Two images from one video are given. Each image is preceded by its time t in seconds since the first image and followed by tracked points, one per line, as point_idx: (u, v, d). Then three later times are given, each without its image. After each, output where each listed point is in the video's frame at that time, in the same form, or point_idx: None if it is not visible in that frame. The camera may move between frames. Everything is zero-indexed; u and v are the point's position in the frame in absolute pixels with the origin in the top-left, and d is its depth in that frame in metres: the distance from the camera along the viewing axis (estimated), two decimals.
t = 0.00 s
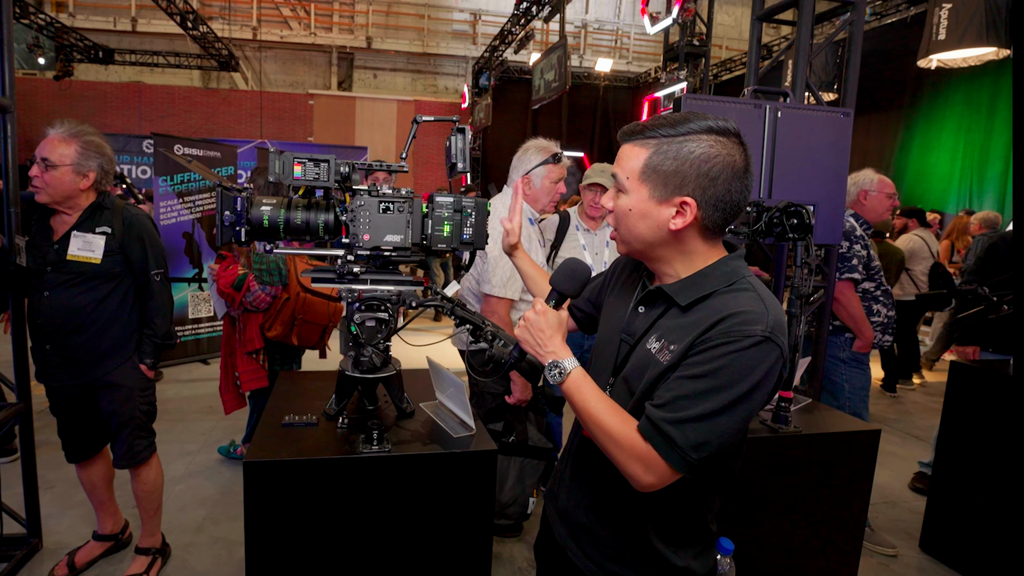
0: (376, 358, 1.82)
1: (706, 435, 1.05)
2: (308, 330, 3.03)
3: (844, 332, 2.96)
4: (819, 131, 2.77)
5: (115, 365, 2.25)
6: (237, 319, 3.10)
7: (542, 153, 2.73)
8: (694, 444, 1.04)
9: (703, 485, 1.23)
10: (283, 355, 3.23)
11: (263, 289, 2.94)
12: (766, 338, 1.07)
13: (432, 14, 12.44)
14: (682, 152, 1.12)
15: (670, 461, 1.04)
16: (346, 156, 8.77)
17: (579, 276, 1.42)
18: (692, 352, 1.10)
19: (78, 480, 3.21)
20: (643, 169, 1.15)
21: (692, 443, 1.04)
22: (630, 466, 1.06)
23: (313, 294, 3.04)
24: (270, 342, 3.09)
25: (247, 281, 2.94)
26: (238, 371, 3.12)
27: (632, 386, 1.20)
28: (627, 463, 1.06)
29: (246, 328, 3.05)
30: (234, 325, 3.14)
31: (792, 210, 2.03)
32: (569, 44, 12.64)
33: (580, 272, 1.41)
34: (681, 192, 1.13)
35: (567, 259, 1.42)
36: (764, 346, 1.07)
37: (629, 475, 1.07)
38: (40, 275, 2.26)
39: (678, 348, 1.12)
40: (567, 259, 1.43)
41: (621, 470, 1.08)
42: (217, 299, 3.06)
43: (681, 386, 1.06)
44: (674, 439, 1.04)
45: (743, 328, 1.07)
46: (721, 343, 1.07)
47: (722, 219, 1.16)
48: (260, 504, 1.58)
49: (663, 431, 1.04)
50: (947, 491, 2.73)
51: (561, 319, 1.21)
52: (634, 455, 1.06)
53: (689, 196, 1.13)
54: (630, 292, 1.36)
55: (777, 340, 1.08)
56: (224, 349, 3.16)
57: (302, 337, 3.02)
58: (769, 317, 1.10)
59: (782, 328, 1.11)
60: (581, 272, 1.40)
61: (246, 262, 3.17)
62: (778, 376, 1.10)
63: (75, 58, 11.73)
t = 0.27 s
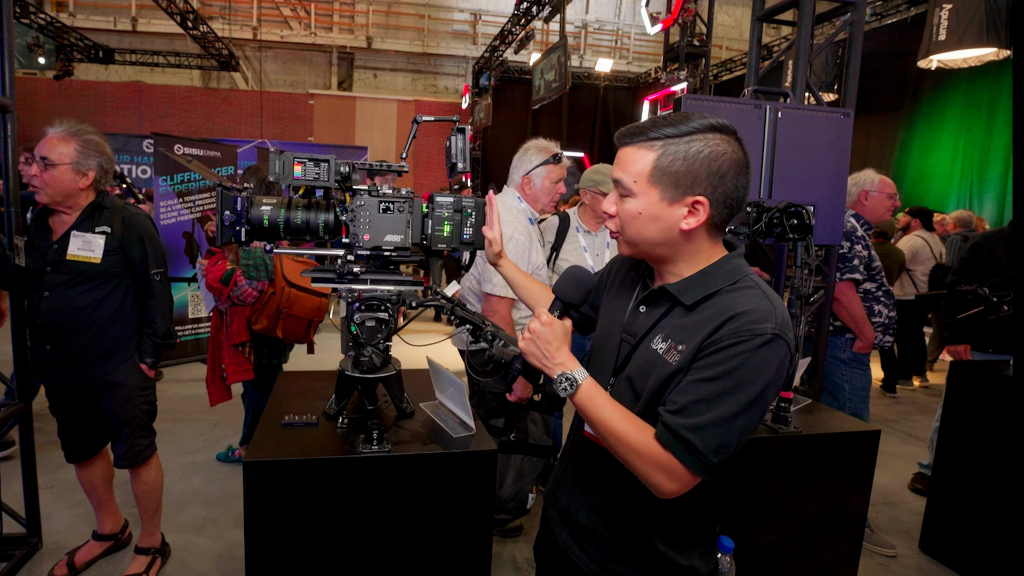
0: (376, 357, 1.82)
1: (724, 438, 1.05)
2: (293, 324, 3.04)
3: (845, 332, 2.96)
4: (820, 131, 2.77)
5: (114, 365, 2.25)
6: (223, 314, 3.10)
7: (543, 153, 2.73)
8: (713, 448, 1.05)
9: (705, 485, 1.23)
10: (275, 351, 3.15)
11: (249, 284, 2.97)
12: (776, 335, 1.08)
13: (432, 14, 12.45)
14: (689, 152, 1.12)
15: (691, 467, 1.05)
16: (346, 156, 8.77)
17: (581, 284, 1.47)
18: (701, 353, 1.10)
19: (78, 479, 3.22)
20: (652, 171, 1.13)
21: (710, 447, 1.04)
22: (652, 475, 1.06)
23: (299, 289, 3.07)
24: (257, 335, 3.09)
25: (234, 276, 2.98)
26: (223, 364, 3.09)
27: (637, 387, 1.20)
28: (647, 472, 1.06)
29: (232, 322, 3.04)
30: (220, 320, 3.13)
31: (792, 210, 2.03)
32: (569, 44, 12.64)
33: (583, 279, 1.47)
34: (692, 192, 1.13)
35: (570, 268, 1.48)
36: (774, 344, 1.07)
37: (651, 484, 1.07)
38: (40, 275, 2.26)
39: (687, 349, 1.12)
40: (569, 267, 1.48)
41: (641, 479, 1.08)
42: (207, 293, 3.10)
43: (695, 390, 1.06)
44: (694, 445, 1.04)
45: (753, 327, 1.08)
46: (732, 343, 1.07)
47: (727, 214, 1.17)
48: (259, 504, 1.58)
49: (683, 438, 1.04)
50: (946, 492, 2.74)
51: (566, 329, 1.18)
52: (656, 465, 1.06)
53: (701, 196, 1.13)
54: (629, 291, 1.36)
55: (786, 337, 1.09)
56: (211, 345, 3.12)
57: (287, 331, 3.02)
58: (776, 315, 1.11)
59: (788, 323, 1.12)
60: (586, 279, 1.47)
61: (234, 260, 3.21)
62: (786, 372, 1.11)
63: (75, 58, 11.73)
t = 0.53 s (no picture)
0: (376, 357, 1.82)
1: (738, 432, 1.06)
2: (281, 317, 3.11)
3: (845, 332, 2.96)
4: (819, 131, 2.77)
5: (114, 365, 2.25)
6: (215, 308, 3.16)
7: (543, 154, 2.74)
8: (731, 444, 1.06)
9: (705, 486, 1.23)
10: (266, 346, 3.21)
11: (240, 278, 3.02)
12: (775, 324, 1.08)
13: (432, 14, 12.45)
14: (706, 148, 1.13)
15: (711, 465, 1.06)
16: (346, 156, 8.77)
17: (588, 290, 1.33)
18: (704, 350, 1.10)
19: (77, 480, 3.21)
20: (686, 169, 1.11)
21: (727, 441, 1.05)
22: (675, 478, 1.06)
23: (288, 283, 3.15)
24: (246, 328, 3.11)
25: (225, 271, 3.04)
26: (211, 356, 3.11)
27: (639, 388, 1.19)
28: (669, 476, 1.06)
29: (221, 316, 3.08)
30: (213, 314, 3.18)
31: (792, 210, 2.03)
32: (569, 45, 12.64)
33: (588, 285, 1.33)
34: (717, 186, 1.16)
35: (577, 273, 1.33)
36: (775, 333, 1.08)
37: (674, 487, 1.07)
38: (39, 275, 2.26)
39: (689, 346, 1.12)
40: (571, 273, 1.33)
41: (663, 483, 1.08)
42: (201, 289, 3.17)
43: (705, 388, 1.06)
44: (712, 443, 1.04)
45: (752, 319, 1.08)
46: (735, 337, 1.07)
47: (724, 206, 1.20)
48: (259, 504, 1.58)
49: (700, 438, 1.04)
50: (946, 492, 2.74)
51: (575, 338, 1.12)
52: (678, 468, 1.06)
53: (723, 190, 1.17)
54: (622, 292, 1.35)
55: (783, 324, 1.10)
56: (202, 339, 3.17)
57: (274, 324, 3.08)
58: (771, 304, 1.11)
59: (783, 310, 1.13)
60: (590, 284, 1.33)
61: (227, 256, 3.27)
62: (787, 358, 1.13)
63: (75, 58, 11.73)
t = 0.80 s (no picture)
0: (376, 357, 1.83)
1: (741, 430, 1.07)
2: (272, 312, 3.11)
3: (845, 332, 2.96)
4: (819, 131, 2.77)
5: (113, 365, 2.25)
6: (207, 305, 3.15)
7: (542, 154, 2.73)
8: (734, 441, 1.06)
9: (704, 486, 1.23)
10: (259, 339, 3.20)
11: (233, 274, 3.02)
12: (778, 324, 1.09)
13: (432, 14, 12.45)
14: (696, 145, 1.13)
15: (713, 463, 1.06)
16: (346, 156, 8.77)
17: (586, 284, 1.28)
18: (707, 349, 1.10)
19: (77, 479, 3.22)
20: (670, 163, 1.11)
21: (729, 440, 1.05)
22: (678, 477, 1.06)
23: (282, 279, 3.15)
24: (238, 322, 3.10)
25: (218, 267, 3.04)
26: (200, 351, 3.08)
27: (640, 387, 1.19)
28: (672, 474, 1.06)
29: (213, 311, 3.07)
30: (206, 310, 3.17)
31: (792, 211, 2.03)
32: (569, 45, 12.64)
33: (583, 279, 1.27)
34: (708, 183, 1.14)
35: (575, 268, 1.28)
36: (778, 332, 1.09)
37: (675, 485, 1.07)
38: (38, 275, 2.26)
39: (692, 346, 1.12)
40: (570, 267, 1.28)
41: (666, 482, 1.07)
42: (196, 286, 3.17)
43: (708, 386, 1.06)
44: (716, 441, 1.04)
45: (756, 318, 1.08)
46: (739, 336, 1.07)
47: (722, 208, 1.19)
48: (259, 504, 1.58)
49: (703, 436, 1.04)
50: (946, 492, 2.74)
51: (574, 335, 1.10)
52: (680, 466, 1.05)
53: (715, 188, 1.15)
54: (620, 292, 1.35)
55: (785, 324, 1.11)
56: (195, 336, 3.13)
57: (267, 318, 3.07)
58: (774, 303, 1.12)
59: (784, 309, 1.14)
60: (586, 278, 1.27)
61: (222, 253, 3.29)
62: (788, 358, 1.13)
63: (75, 58, 11.74)
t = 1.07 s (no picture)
0: (376, 357, 1.83)
1: (718, 437, 1.06)
2: (263, 310, 3.12)
3: (846, 333, 2.96)
4: (820, 132, 2.77)
5: (114, 365, 2.25)
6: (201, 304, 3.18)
7: (542, 154, 2.74)
8: (709, 447, 1.05)
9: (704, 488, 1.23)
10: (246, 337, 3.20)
11: (226, 271, 3.07)
12: (770, 336, 1.08)
13: (433, 14, 12.45)
14: (682, 148, 1.13)
15: (686, 466, 1.05)
16: (346, 156, 8.77)
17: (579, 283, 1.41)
18: (696, 354, 1.10)
19: (77, 479, 3.22)
20: (643, 163, 1.14)
21: (706, 446, 1.05)
22: (649, 475, 1.06)
23: (275, 279, 3.18)
24: (229, 320, 3.11)
25: (213, 265, 3.10)
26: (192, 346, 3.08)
27: (632, 387, 1.20)
28: (643, 472, 1.06)
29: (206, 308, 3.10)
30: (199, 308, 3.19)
31: (792, 211, 2.04)
32: (569, 45, 12.64)
33: (580, 278, 1.40)
34: (678, 187, 1.13)
35: (570, 263, 1.41)
36: (769, 344, 1.07)
37: (646, 483, 1.07)
38: (39, 275, 2.26)
39: (682, 350, 1.12)
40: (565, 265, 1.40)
41: (638, 479, 1.07)
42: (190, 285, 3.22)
43: (691, 390, 1.06)
44: (690, 444, 1.04)
45: (748, 327, 1.08)
46: (728, 343, 1.07)
47: (718, 216, 1.17)
48: (259, 504, 1.58)
49: (678, 437, 1.04)
50: (946, 493, 2.74)
51: (563, 326, 1.17)
52: (652, 464, 1.06)
53: (687, 192, 1.13)
54: (624, 293, 1.35)
55: (780, 337, 1.10)
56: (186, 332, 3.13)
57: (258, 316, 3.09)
58: (770, 315, 1.11)
59: (781, 323, 1.12)
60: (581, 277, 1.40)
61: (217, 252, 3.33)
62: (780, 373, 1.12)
63: (76, 58, 11.74)
